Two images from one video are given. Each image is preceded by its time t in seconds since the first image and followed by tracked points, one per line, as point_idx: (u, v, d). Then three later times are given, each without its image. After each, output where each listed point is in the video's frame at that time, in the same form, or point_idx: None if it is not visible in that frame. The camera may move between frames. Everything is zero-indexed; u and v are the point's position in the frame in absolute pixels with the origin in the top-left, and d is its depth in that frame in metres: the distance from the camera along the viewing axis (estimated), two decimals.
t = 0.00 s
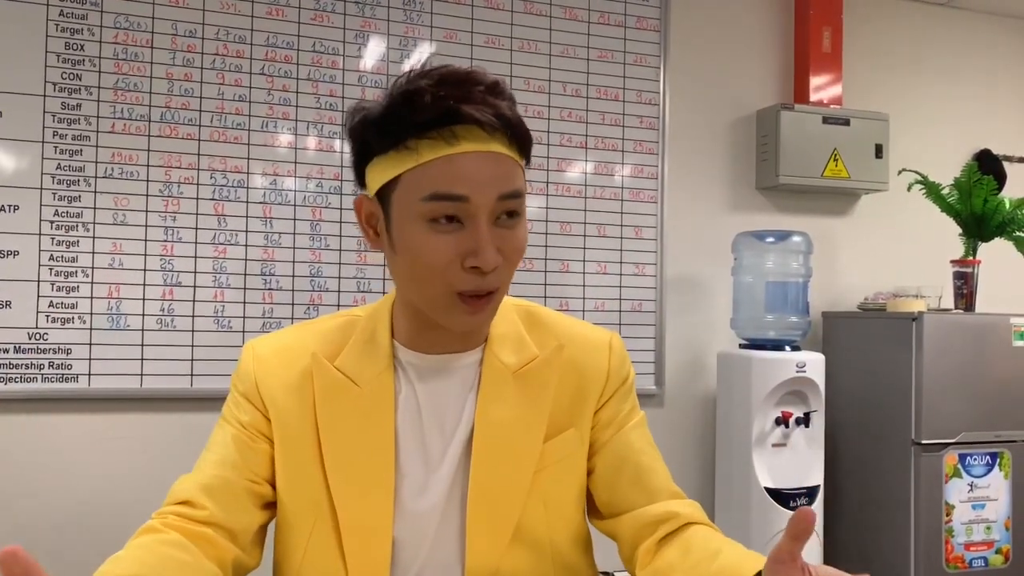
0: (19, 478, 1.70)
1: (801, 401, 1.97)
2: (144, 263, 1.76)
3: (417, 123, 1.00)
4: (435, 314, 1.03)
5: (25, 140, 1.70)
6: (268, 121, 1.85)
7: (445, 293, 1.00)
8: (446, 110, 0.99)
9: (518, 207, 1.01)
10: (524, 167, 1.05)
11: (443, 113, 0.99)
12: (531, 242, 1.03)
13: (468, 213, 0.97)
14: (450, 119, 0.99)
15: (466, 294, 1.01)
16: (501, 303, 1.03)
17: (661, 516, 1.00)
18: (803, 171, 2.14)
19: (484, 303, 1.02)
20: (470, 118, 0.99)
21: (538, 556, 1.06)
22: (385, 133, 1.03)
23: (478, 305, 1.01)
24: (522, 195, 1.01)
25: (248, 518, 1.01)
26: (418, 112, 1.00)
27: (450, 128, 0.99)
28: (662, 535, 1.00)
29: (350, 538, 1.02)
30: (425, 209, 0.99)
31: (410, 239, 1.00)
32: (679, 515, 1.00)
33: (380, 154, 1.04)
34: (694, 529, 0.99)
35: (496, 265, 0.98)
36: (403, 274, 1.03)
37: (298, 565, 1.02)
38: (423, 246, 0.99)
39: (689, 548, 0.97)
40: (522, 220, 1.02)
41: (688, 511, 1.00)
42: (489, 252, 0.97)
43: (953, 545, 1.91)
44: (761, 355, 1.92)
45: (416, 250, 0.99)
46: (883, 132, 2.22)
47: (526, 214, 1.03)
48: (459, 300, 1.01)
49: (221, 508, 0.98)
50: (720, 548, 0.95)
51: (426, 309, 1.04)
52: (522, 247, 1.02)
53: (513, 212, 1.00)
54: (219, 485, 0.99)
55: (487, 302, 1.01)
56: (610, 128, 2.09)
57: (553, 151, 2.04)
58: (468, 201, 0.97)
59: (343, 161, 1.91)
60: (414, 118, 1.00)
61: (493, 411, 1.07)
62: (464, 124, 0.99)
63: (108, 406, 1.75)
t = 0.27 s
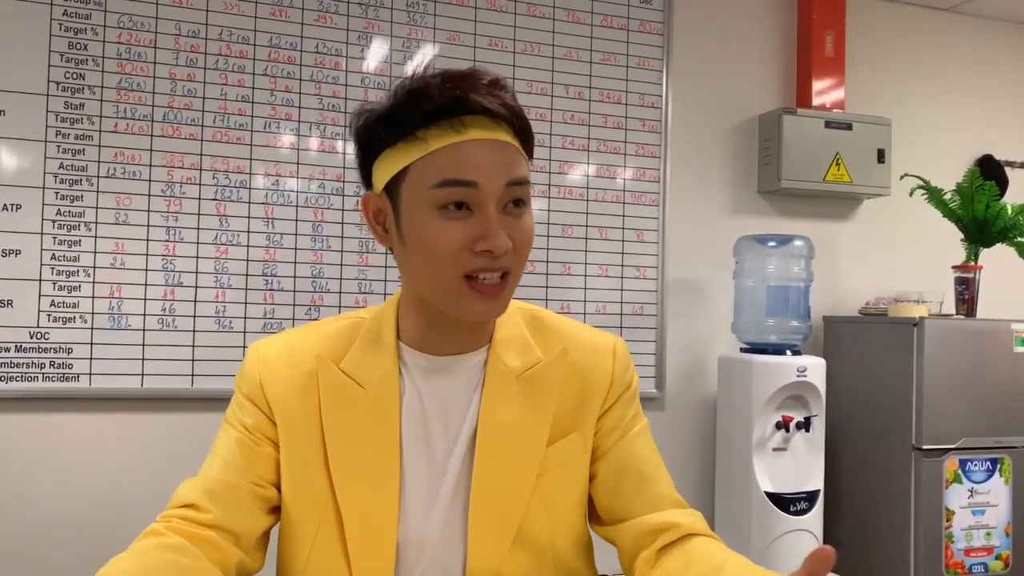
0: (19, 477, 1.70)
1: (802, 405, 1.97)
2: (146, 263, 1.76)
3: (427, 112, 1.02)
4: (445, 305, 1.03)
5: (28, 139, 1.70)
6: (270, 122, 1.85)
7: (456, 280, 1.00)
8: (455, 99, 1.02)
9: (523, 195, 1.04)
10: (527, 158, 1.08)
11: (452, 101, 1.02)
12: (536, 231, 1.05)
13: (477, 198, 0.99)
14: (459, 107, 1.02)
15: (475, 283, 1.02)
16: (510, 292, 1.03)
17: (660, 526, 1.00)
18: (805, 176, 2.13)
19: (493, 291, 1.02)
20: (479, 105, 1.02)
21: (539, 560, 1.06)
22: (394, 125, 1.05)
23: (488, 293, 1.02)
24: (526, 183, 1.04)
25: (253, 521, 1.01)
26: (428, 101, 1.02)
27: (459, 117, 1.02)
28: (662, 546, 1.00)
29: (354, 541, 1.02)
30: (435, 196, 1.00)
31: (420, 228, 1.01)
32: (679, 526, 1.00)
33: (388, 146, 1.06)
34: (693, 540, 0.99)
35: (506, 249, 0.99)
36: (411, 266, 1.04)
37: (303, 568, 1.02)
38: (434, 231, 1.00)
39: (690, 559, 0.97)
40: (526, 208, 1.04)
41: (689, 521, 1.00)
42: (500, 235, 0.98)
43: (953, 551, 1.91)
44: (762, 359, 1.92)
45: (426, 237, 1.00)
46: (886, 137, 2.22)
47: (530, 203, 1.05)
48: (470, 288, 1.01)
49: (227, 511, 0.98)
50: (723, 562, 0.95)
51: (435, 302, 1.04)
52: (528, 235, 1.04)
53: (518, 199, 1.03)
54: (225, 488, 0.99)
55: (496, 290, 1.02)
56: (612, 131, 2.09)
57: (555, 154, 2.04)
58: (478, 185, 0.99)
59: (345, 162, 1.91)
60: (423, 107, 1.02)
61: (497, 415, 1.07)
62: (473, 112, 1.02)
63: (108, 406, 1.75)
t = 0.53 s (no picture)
0: (21, 476, 1.70)
1: (805, 411, 1.96)
2: (150, 263, 1.77)
3: (433, 106, 1.06)
4: (454, 295, 1.03)
5: (33, 138, 1.70)
6: (275, 123, 1.85)
7: (466, 267, 1.01)
8: (460, 92, 1.07)
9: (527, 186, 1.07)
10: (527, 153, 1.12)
11: (456, 95, 1.07)
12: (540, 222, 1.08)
13: (485, 185, 1.02)
14: (463, 100, 1.07)
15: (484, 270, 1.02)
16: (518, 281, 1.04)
17: (714, 522, 1.01)
18: (809, 181, 2.13)
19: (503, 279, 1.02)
20: (482, 97, 1.07)
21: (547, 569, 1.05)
22: (401, 121, 1.08)
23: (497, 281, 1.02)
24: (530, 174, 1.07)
25: (225, 519, 1.00)
26: (434, 96, 1.07)
27: (463, 109, 1.06)
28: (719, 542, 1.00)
29: (354, 546, 1.01)
30: (443, 185, 1.03)
31: (428, 216, 1.03)
32: (732, 519, 1.00)
33: (396, 142, 1.09)
34: (750, 531, 0.99)
35: (514, 234, 1.01)
36: (419, 257, 1.05)
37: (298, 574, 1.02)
38: (444, 220, 1.01)
39: (753, 555, 0.97)
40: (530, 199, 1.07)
41: (737, 513, 1.01)
42: (508, 219, 1.00)
43: (955, 558, 1.90)
44: (765, 364, 1.92)
45: (436, 225, 1.02)
46: (890, 143, 2.22)
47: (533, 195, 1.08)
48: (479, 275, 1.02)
49: (200, 509, 0.98)
50: (788, 550, 0.96)
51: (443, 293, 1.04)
52: (534, 224, 1.06)
53: (523, 188, 1.05)
54: (198, 486, 0.98)
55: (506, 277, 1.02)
56: (617, 135, 2.09)
57: (559, 157, 2.04)
58: (485, 172, 1.02)
59: (349, 164, 1.92)
60: (429, 101, 1.07)
61: (513, 421, 1.07)
62: (476, 104, 1.07)
63: (110, 405, 1.75)
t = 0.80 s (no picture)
0: (22, 474, 1.70)
1: (807, 413, 1.96)
2: (153, 262, 1.77)
3: (440, 104, 1.08)
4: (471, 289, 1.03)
5: (37, 137, 1.70)
6: (279, 123, 1.86)
7: (482, 261, 1.01)
8: (465, 90, 1.09)
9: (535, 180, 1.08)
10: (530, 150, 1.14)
11: (462, 93, 1.09)
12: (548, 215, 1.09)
13: (496, 178, 1.03)
14: (469, 97, 1.09)
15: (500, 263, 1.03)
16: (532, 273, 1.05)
17: (695, 529, 1.01)
18: (812, 183, 2.13)
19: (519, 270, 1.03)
20: (487, 95, 1.09)
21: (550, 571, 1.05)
22: (407, 120, 1.09)
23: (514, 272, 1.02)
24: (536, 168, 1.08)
25: (231, 525, 1.01)
26: (440, 94, 1.08)
27: (470, 108, 1.08)
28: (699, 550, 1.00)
29: (358, 549, 1.01)
30: (455, 180, 1.03)
31: (442, 212, 1.03)
32: (715, 526, 1.00)
33: (403, 141, 1.10)
34: (732, 539, 0.99)
35: (529, 225, 1.02)
36: (433, 254, 1.05)
37: None
38: (459, 215, 1.02)
39: (731, 562, 0.97)
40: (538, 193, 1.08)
41: (722, 520, 1.01)
42: (522, 211, 1.01)
43: (957, 562, 1.90)
44: (767, 366, 1.92)
45: (450, 220, 1.02)
46: (894, 145, 2.22)
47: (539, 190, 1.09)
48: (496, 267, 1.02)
49: (202, 512, 0.98)
50: (765, 558, 0.95)
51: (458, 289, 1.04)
52: (543, 217, 1.07)
53: (531, 182, 1.07)
54: (204, 489, 0.99)
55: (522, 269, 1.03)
56: (620, 136, 2.09)
57: (562, 158, 2.04)
58: (496, 166, 1.03)
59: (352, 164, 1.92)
60: (436, 100, 1.08)
61: (514, 424, 1.07)
62: (482, 102, 1.09)
63: (112, 404, 1.75)
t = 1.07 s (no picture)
0: (22, 470, 1.70)
1: (809, 415, 1.96)
2: (155, 259, 1.77)
3: (454, 112, 1.06)
4: (477, 301, 1.03)
5: (40, 133, 1.70)
6: (282, 120, 1.85)
7: (490, 275, 1.01)
8: (479, 98, 1.07)
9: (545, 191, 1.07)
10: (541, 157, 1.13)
11: (476, 100, 1.07)
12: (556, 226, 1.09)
13: (508, 192, 1.02)
14: (483, 105, 1.07)
15: (508, 276, 1.03)
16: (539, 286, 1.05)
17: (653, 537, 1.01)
18: (815, 184, 2.13)
19: (526, 284, 1.03)
20: (502, 102, 1.07)
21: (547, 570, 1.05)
22: (419, 125, 1.08)
23: (521, 286, 1.03)
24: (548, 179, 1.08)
25: (252, 526, 1.02)
26: (453, 101, 1.07)
27: (484, 116, 1.07)
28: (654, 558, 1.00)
29: (360, 548, 1.01)
30: (467, 192, 1.03)
31: (452, 223, 1.02)
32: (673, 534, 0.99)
33: (414, 147, 1.08)
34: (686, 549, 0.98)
35: (539, 241, 1.02)
36: (441, 264, 1.04)
37: None
38: (470, 228, 1.01)
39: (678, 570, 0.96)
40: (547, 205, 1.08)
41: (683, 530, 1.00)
42: (533, 227, 1.01)
43: (958, 565, 1.89)
44: (769, 368, 1.92)
45: (460, 232, 1.02)
46: (898, 147, 2.21)
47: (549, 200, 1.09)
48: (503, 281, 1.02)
49: (221, 514, 0.98)
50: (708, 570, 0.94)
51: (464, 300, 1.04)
52: (552, 229, 1.07)
53: (542, 194, 1.06)
54: (224, 492, 0.99)
55: (529, 283, 1.03)
56: (623, 136, 2.08)
57: (565, 158, 2.03)
58: (509, 180, 1.02)
59: (355, 162, 1.91)
60: (449, 106, 1.06)
61: (507, 423, 1.07)
62: (496, 110, 1.07)
63: (113, 401, 1.75)
